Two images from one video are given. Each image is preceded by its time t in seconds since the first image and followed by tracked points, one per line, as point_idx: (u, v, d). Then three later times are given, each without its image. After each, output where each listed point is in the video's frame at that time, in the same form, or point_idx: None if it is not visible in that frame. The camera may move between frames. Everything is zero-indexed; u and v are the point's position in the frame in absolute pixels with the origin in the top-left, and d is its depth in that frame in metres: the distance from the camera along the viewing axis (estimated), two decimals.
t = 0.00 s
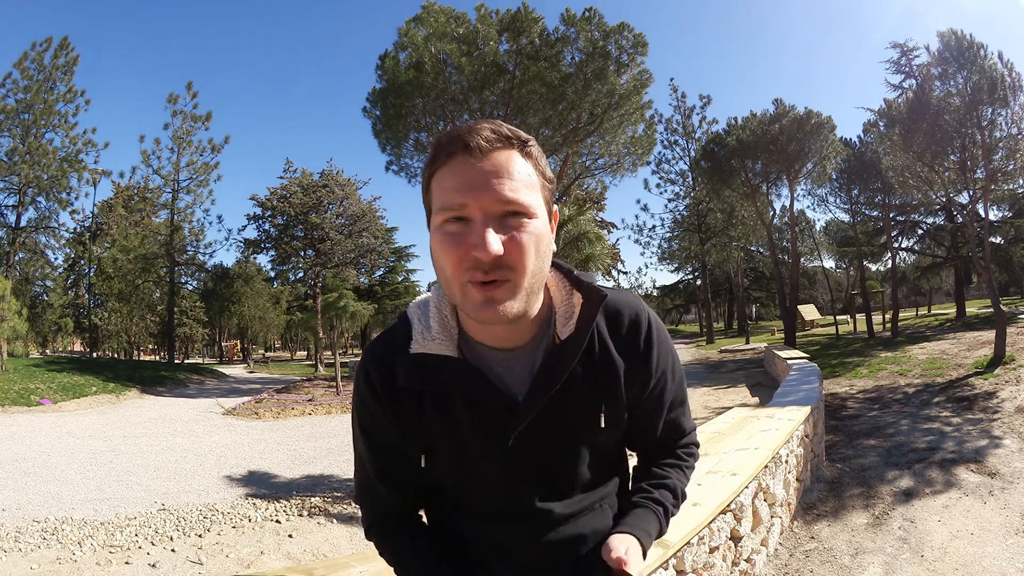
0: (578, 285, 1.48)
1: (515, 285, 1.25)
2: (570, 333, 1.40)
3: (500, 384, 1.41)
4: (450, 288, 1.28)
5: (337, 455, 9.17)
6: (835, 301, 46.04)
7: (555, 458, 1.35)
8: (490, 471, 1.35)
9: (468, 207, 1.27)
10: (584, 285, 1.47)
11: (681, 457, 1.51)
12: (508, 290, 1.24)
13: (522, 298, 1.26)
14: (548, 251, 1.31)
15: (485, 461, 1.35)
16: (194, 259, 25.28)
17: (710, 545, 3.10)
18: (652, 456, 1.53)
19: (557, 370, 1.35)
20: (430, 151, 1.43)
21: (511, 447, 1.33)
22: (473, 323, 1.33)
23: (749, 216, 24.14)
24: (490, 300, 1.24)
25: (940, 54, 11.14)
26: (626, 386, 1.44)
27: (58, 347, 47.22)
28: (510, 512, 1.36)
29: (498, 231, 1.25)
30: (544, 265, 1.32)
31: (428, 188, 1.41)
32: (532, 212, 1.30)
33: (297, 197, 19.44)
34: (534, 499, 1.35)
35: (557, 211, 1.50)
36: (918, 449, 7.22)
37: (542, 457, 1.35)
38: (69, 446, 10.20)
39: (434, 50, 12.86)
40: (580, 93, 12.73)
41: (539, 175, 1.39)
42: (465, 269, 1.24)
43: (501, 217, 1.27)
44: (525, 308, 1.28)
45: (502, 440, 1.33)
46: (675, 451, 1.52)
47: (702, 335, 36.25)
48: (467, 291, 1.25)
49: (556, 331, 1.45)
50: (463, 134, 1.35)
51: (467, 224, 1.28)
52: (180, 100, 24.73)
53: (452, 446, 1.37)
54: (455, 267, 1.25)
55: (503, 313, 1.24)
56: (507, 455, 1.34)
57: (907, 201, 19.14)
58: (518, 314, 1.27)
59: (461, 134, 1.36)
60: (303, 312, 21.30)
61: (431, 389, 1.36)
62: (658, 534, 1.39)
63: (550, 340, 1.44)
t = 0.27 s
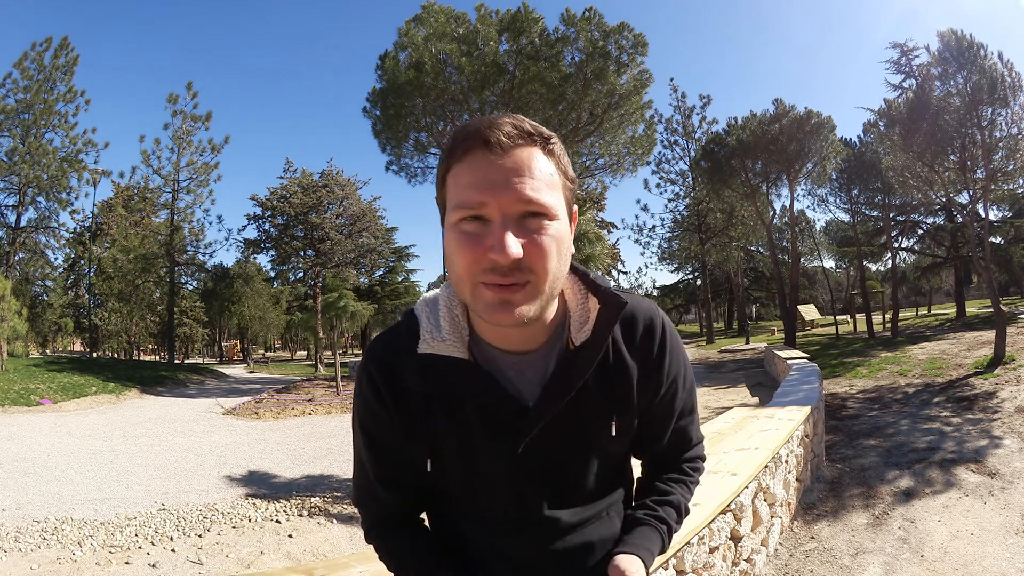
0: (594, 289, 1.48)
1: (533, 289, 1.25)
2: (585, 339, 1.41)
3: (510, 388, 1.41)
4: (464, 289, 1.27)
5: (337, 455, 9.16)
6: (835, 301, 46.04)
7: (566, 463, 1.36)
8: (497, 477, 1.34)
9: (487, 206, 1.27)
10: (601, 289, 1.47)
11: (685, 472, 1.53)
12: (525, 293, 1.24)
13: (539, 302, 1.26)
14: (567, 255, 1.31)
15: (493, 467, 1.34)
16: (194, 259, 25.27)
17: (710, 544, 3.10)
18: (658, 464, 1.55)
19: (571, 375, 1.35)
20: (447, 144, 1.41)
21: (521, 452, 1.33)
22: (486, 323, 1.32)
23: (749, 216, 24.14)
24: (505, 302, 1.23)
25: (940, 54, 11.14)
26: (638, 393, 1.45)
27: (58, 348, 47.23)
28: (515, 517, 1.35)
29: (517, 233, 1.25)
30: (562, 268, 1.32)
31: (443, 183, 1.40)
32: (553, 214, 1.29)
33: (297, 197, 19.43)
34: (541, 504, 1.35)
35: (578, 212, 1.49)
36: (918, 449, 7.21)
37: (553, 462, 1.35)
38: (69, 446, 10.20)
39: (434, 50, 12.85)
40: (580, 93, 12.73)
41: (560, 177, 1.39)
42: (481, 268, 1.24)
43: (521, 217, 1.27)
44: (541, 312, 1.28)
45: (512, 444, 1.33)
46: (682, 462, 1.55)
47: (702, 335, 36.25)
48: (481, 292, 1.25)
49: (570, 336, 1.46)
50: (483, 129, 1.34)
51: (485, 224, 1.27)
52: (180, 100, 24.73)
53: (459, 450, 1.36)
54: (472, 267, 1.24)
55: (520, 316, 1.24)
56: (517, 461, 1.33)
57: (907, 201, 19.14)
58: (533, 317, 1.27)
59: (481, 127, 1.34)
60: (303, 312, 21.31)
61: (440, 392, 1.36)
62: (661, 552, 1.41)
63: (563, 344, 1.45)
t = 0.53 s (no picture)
0: (597, 292, 1.48)
1: (538, 294, 1.25)
2: (591, 342, 1.41)
3: (512, 391, 1.41)
4: (469, 292, 1.27)
5: (337, 455, 9.16)
6: (835, 301, 46.04)
7: (569, 467, 1.36)
8: (500, 480, 1.34)
9: (493, 208, 1.26)
10: (606, 291, 1.47)
11: (688, 477, 1.53)
12: (531, 297, 1.24)
13: (544, 306, 1.26)
14: (573, 258, 1.31)
15: (495, 471, 1.34)
16: (194, 259, 25.28)
17: (710, 544, 3.10)
18: (662, 467, 1.55)
19: (575, 379, 1.36)
20: (450, 143, 1.40)
21: (524, 457, 1.33)
22: (489, 327, 1.32)
23: (749, 216, 24.14)
24: (510, 307, 1.24)
25: (940, 54, 11.14)
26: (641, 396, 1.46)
27: (58, 348, 47.23)
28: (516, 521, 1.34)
29: (523, 237, 1.25)
30: (569, 271, 1.32)
31: (447, 183, 1.39)
32: (560, 217, 1.29)
33: (297, 197, 19.42)
34: (542, 510, 1.35)
35: (584, 212, 1.48)
36: (919, 449, 7.21)
37: (554, 467, 1.35)
38: (69, 446, 10.20)
39: (434, 50, 12.85)
40: (580, 93, 12.73)
41: (566, 179, 1.38)
42: (485, 273, 1.24)
43: (527, 221, 1.27)
44: (545, 316, 1.29)
45: (515, 449, 1.33)
46: (685, 467, 1.55)
47: (703, 335, 36.25)
48: (487, 295, 1.25)
49: (574, 339, 1.46)
50: (488, 129, 1.33)
51: (490, 227, 1.27)
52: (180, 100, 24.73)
53: (459, 450, 1.36)
54: (477, 270, 1.24)
55: (525, 321, 1.24)
56: (520, 466, 1.33)
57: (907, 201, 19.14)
58: (538, 322, 1.27)
59: (487, 127, 1.33)
60: (303, 312, 21.31)
61: (441, 394, 1.36)
62: (661, 558, 1.41)
63: (566, 348, 1.46)
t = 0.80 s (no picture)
0: (598, 292, 1.48)
1: (540, 294, 1.25)
2: (591, 343, 1.42)
3: (513, 392, 1.40)
4: (470, 294, 1.27)
5: (337, 455, 9.16)
6: (835, 302, 46.05)
7: (570, 469, 1.36)
8: (501, 482, 1.34)
9: (495, 208, 1.26)
10: (606, 292, 1.47)
11: (689, 476, 1.53)
12: (532, 298, 1.25)
13: (546, 307, 1.27)
14: (574, 259, 1.32)
15: (496, 472, 1.34)
16: (194, 259, 25.28)
17: (710, 545, 3.10)
18: (662, 467, 1.55)
19: (576, 380, 1.36)
20: (451, 142, 1.40)
21: (525, 459, 1.33)
22: (490, 328, 1.32)
23: (749, 216, 24.15)
24: (512, 307, 1.24)
25: (940, 55, 11.14)
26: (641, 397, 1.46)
27: (58, 348, 47.24)
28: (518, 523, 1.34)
29: (524, 238, 1.25)
30: (570, 272, 1.32)
31: (447, 183, 1.39)
32: (561, 217, 1.30)
33: (297, 197, 19.41)
34: (542, 511, 1.35)
35: (584, 211, 1.48)
36: (919, 449, 7.21)
37: (555, 468, 1.35)
38: (69, 446, 10.20)
39: (434, 50, 12.85)
40: (580, 93, 12.73)
41: (568, 179, 1.38)
42: (488, 274, 1.23)
43: (529, 221, 1.27)
44: (547, 317, 1.29)
45: (516, 451, 1.33)
46: (685, 467, 1.55)
47: (703, 335, 36.26)
48: (488, 296, 1.25)
49: (574, 340, 1.46)
50: (489, 128, 1.32)
51: (491, 227, 1.27)
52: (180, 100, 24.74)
53: (459, 450, 1.36)
54: (478, 271, 1.24)
55: (527, 323, 1.24)
56: (520, 468, 1.33)
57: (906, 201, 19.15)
58: (539, 323, 1.27)
59: (487, 126, 1.33)
60: (303, 312, 21.32)
61: (440, 396, 1.36)
62: (663, 558, 1.41)
63: (566, 349, 1.46)
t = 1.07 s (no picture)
0: (595, 281, 1.49)
1: (536, 275, 1.25)
2: (588, 330, 1.41)
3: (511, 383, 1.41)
4: (467, 276, 1.27)
5: (337, 455, 9.16)
6: (835, 302, 46.05)
7: (568, 459, 1.36)
8: (501, 474, 1.33)
9: (493, 189, 1.27)
10: (602, 280, 1.47)
11: (690, 470, 1.53)
12: (529, 280, 1.24)
13: (543, 289, 1.26)
14: (571, 243, 1.32)
15: (496, 465, 1.34)
16: (194, 259, 25.28)
17: (710, 544, 3.10)
18: (661, 460, 1.55)
19: (576, 368, 1.35)
20: (449, 131, 1.41)
21: (525, 449, 1.32)
22: (488, 313, 1.32)
23: (749, 216, 24.15)
24: (509, 288, 1.23)
25: (940, 54, 11.14)
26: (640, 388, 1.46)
27: (58, 348, 47.22)
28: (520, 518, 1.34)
29: (522, 217, 1.25)
30: (567, 255, 1.32)
31: (446, 172, 1.39)
32: (558, 200, 1.30)
33: (297, 197, 19.40)
34: (542, 503, 1.35)
35: (581, 201, 1.49)
36: (918, 449, 7.21)
37: (554, 458, 1.35)
38: (69, 446, 10.20)
39: (434, 50, 12.84)
40: (580, 93, 12.73)
41: (564, 165, 1.39)
42: (486, 254, 1.23)
43: (526, 203, 1.27)
44: (544, 299, 1.29)
45: (515, 441, 1.32)
46: (686, 462, 1.54)
47: (703, 335, 36.26)
48: (486, 277, 1.25)
49: (571, 329, 1.46)
50: (486, 115, 1.34)
51: (488, 209, 1.27)
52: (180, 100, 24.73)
53: (458, 445, 1.36)
54: (474, 252, 1.24)
55: (523, 306, 1.24)
56: (520, 459, 1.33)
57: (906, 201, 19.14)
58: (536, 305, 1.27)
59: (483, 113, 1.34)
60: (303, 312, 21.32)
61: (437, 387, 1.34)
62: (664, 553, 1.40)
63: (564, 337, 1.46)
